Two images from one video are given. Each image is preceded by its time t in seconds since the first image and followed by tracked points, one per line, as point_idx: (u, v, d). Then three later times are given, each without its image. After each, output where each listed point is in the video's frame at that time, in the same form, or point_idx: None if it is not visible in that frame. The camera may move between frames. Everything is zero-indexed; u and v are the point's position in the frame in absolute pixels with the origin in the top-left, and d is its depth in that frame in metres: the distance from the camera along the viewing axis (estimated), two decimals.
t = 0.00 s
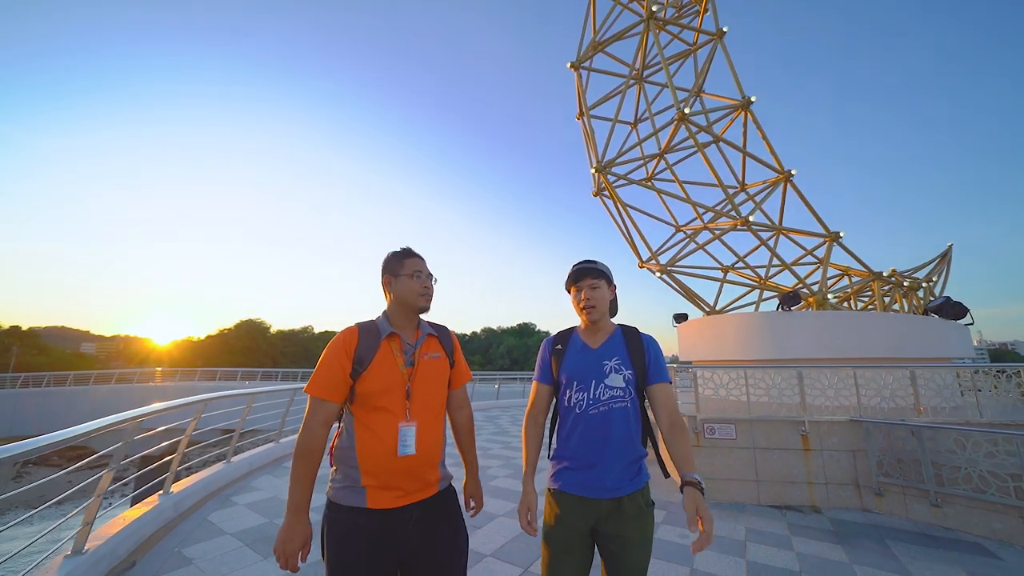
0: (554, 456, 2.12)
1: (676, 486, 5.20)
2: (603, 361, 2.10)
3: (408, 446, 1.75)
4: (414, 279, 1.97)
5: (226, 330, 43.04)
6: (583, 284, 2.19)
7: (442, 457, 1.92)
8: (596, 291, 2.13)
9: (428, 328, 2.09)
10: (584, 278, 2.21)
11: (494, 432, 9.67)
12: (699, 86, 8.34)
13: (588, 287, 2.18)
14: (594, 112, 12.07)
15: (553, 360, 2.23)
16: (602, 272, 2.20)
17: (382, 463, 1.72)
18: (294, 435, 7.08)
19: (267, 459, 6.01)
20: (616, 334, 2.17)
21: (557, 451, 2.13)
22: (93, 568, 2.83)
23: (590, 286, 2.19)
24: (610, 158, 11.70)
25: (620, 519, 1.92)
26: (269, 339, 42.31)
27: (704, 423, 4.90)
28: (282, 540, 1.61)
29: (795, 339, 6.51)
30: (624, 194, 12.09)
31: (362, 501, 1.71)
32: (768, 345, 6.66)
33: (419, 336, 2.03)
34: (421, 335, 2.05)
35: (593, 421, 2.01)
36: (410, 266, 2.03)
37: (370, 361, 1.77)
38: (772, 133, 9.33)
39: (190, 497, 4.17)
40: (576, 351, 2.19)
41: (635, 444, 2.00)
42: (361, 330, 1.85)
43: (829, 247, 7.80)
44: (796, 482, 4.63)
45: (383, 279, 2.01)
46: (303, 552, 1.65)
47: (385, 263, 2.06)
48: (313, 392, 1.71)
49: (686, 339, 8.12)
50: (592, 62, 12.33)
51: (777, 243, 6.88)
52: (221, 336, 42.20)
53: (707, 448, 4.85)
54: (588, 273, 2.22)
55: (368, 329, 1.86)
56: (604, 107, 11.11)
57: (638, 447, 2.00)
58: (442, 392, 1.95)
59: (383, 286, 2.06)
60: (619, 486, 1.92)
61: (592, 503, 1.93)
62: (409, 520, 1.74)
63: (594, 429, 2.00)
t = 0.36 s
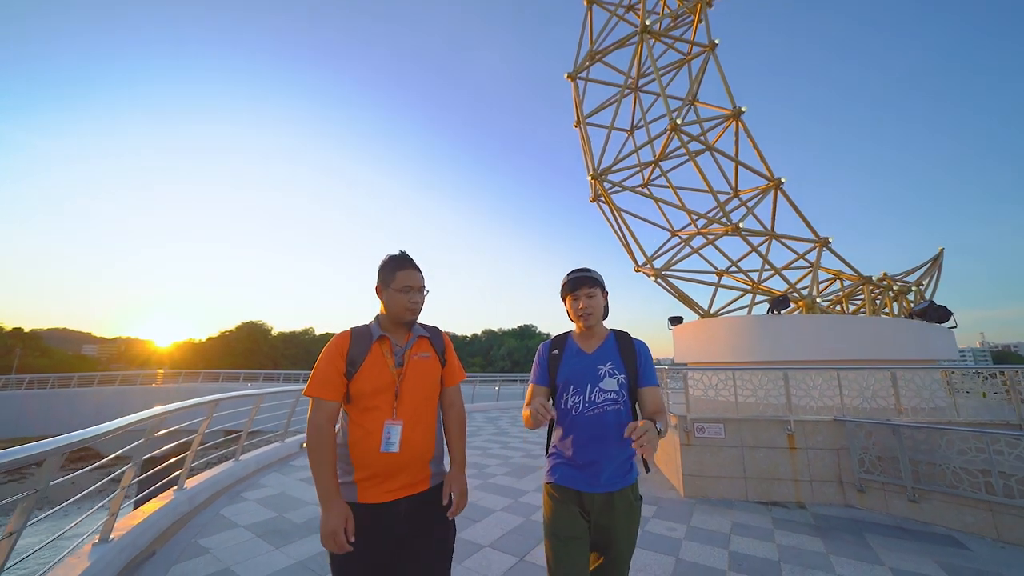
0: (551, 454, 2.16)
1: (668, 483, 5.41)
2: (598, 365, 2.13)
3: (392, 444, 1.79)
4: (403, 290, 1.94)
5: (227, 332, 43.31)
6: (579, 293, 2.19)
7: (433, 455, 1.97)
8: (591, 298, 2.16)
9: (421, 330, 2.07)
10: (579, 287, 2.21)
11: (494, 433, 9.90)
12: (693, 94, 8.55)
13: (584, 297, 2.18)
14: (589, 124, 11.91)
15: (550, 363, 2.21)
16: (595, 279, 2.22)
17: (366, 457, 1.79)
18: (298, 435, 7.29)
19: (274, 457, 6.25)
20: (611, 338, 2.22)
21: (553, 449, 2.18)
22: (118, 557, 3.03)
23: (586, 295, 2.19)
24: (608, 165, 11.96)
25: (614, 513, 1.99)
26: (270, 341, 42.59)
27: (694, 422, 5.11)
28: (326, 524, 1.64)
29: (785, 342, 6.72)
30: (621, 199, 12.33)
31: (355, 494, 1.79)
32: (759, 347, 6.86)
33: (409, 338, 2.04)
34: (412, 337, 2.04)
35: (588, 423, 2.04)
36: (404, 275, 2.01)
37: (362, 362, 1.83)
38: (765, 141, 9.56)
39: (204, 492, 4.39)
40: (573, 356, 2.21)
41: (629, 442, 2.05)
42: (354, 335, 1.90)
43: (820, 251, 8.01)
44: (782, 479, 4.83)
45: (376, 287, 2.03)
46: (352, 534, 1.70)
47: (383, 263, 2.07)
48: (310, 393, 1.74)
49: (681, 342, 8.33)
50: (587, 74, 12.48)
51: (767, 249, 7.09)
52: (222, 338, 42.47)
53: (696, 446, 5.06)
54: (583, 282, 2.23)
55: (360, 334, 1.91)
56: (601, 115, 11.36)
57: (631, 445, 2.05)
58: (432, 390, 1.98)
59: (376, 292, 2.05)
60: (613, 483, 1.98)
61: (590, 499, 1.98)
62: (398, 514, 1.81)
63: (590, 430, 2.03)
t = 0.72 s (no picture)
0: (543, 464, 2.22)
1: (661, 484, 5.59)
2: (588, 373, 2.24)
3: (393, 454, 1.87)
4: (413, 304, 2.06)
5: (227, 337, 43.47)
6: (567, 305, 2.32)
7: (436, 467, 2.01)
8: (578, 309, 2.29)
9: (433, 344, 2.15)
10: (568, 299, 2.33)
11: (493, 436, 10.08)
12: (687, 106, 8.77)
13: (572, 308, 2.31)
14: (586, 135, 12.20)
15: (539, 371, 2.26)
16: (582, 291, 2.34)
17: (366, 463, 1.87)
18: (301, 439, 7.45)
19: (278, 460, 6.42)
20: (597, 347, 2.31)
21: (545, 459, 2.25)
22: (136, 553, 3.19)
23: (573, 306, 2.32)
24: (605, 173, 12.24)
25: (608, 517, 2.09)
26: (270, 345, 42.74)
27: (686, 425, 5.29)
28: (316, 520, 1.81)
29: (776, 348, 6.91)
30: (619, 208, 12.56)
31: (357, 497, 1.87)
32: (751, 353, 7.05)
33: (421, 350, 2.13)
34: (423, 349, 2.13)
35: (582, 430, 2.14)
36: (417, 288, 2.11)
37: (371, 371, 1.95)
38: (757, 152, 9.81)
39: (213, 493, 4.56)
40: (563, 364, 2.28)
41: (619, 446, 2.18)
42: (367, 344, 2.04)
43: (810, 259, 8.24)
44: (771, 480, 5.01)
45: (391, 299, 2.18)
46: (336, 528, 1.88)
47: (400, 276, 2.21)
48: (323, 394, 1.93)
49: (676, 348, 8.51)
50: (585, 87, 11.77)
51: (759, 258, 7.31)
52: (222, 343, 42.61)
53: (688, 449, 5.23)
54: (571, 294, 2.35)
55: (372, 344, 2.04)
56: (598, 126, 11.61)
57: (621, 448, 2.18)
58: (438, 402, 2.04)
59: (392, 304, 2.19)
60: (607, 487, 2.08)
61: (585, 504, 2.07)
62: (394, 520, 1.86)
63: (584, 437, 2.14)
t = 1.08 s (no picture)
0: (531, 464, 2.31)
1: (657, 483, 5.77)
2: (574, 372, 2.41)
3: (423, 455, 2.06)
4: (447, 309, 2.21)
5: (230, 339, 43.78)
6: (552, 307, 2.47)
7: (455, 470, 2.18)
8: (563, 312, 2.44)
9: (461, 349, 2.34)
10: (553, 301, 2.48)
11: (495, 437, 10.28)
12: (684, 114, 8.98)
13: (557, 310, 2.47)
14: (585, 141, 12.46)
15: (528, 372, 2.43)
16: (567, 294, 2.48)
17: (393, 459, 2.05)
18: (309, 438, 7.66)
19: (286, 458, 6.63)
20: (582, 349, 2.49)
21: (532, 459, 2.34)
22: (160, 543, 3.39)
23: (558, 308, 2.47)
24: (604, 179, 12.47)
25: (595, 521, 2.12)
26: (272, 347, 43.02)
27: (681, 426, 5.49)
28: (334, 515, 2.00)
29: (770, 351, 7.10)
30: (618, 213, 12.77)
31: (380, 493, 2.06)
32: (746, 356, 7.24)
33: (449, 354, 2.32)
34: (451, 354, 2.31)
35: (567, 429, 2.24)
36: (452, 294, 2.26)
37: (400, 369, 2.15)
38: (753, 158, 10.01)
39: (226, 489, 4.76)
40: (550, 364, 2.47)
41: (605, 448, 2.24)
42: (399, 344, 2.24)
43: (805, 264, 8.44)
44: (762, 479, 5.19)
45: (424, 302, 2.38)
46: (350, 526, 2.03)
47: (436, 278, 2.36)
48: (354, 388, 2.10)
49: (673, 351, 8.70)
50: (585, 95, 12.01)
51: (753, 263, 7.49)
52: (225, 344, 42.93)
53: (683, 449, 5.42)
54: (557, 295, 2.49)
55: (403, 344, 2.24)
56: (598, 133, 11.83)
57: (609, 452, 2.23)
58: (461, 406, 2.23)
59: (425, 306, 2.38)
60: (593, 488, 2.13)
61: (571, 504, 2.13)
62: (414, 518, 2.03)
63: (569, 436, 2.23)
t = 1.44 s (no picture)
0: (523, 464, 2.48)
1: (653, 481, 5.95)
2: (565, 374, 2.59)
3: (444, 453, 2.25)
4: (452, 311, 2.38)
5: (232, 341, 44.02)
6: (541, 312, 2.64)
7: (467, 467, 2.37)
8: (551, 315, 2.61)
9: (470, 351, 2.54)
10: (541, 306, 2.64)
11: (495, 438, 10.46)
12: (681, 120, 9.15)
13: (546, 314, 2.63)
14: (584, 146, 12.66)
15: (521, 373, 2.60)
16: (555, 298, 2.64)
17: (413, 458, 2.22)
18: (313, 439, 7.84)
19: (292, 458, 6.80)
20: (573, 351, 2.68)
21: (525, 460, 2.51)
22: (177, 537, 3.57)
23: (547, 312, 2.64)
24: (603, 183, 12.65)
25: (582, 513, 2.29)
26: (274, 349, 43.26)
27: (676, 425, 5.66)
28: (385, 511, 2.10)
29: (763, 352, 7.28)
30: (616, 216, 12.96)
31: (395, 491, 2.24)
32: (740, 358, 7.41)
33: (458, 357, 2.51)
34: (461, 356, 2.51)
35: (556, 430, 2.42)
36: (455, 298, 2.44)
37: (414, 373, 2.32)
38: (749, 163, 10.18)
39: (236, 488, 4.93)
40: (542, 366, 2.65)
41: (593, 447, 2.40)
42: (411, 348, 2.41)
43: (799, 267, 8.60)
44: (755, 477, 5.36)
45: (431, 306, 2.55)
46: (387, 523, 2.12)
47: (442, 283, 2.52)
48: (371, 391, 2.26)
49: (670, 352, 8.88)
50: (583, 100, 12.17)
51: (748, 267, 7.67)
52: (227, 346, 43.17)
53: (678, 448, 5.59)
54: (546, 300, 2.66)
55: (415, 348, 2.40)
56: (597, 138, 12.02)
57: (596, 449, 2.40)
58: (473, 406, 2.42)
59: (432, 311, 2.55)
60: (580, 484, 2.30)
61: (560, 500, 2.29)
62: (426, 516, 2.20)
63: (559, 437, 2.41)
